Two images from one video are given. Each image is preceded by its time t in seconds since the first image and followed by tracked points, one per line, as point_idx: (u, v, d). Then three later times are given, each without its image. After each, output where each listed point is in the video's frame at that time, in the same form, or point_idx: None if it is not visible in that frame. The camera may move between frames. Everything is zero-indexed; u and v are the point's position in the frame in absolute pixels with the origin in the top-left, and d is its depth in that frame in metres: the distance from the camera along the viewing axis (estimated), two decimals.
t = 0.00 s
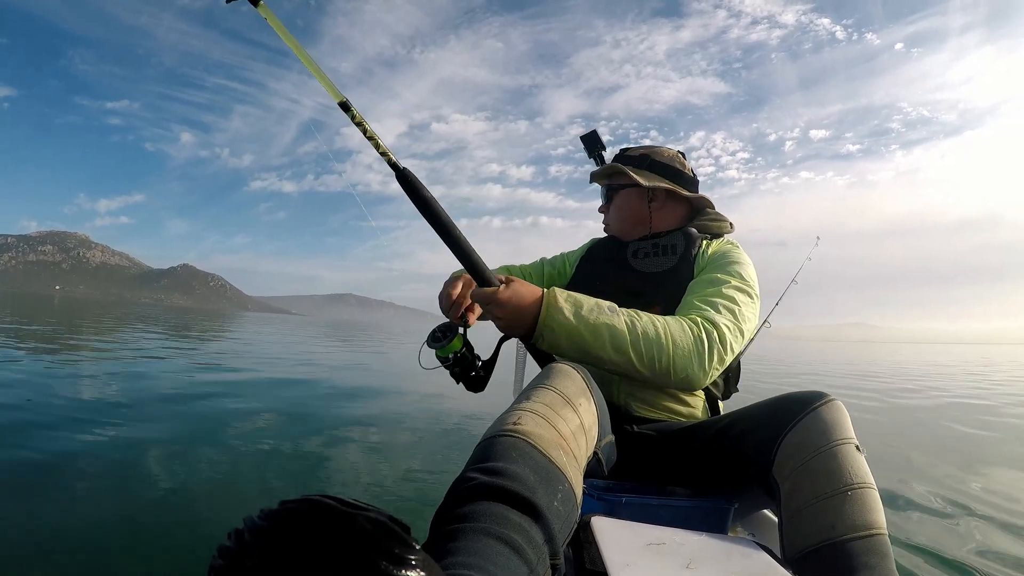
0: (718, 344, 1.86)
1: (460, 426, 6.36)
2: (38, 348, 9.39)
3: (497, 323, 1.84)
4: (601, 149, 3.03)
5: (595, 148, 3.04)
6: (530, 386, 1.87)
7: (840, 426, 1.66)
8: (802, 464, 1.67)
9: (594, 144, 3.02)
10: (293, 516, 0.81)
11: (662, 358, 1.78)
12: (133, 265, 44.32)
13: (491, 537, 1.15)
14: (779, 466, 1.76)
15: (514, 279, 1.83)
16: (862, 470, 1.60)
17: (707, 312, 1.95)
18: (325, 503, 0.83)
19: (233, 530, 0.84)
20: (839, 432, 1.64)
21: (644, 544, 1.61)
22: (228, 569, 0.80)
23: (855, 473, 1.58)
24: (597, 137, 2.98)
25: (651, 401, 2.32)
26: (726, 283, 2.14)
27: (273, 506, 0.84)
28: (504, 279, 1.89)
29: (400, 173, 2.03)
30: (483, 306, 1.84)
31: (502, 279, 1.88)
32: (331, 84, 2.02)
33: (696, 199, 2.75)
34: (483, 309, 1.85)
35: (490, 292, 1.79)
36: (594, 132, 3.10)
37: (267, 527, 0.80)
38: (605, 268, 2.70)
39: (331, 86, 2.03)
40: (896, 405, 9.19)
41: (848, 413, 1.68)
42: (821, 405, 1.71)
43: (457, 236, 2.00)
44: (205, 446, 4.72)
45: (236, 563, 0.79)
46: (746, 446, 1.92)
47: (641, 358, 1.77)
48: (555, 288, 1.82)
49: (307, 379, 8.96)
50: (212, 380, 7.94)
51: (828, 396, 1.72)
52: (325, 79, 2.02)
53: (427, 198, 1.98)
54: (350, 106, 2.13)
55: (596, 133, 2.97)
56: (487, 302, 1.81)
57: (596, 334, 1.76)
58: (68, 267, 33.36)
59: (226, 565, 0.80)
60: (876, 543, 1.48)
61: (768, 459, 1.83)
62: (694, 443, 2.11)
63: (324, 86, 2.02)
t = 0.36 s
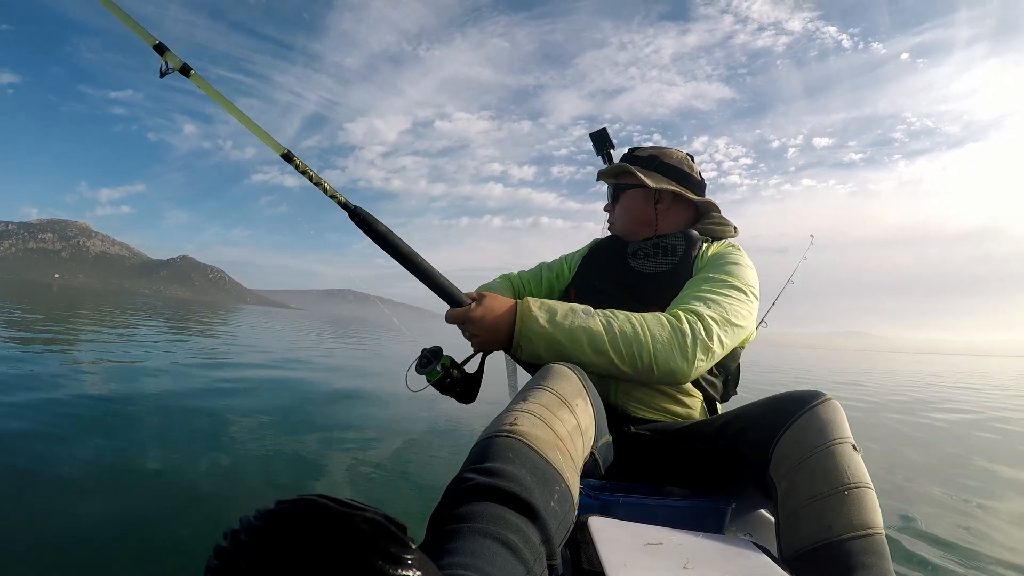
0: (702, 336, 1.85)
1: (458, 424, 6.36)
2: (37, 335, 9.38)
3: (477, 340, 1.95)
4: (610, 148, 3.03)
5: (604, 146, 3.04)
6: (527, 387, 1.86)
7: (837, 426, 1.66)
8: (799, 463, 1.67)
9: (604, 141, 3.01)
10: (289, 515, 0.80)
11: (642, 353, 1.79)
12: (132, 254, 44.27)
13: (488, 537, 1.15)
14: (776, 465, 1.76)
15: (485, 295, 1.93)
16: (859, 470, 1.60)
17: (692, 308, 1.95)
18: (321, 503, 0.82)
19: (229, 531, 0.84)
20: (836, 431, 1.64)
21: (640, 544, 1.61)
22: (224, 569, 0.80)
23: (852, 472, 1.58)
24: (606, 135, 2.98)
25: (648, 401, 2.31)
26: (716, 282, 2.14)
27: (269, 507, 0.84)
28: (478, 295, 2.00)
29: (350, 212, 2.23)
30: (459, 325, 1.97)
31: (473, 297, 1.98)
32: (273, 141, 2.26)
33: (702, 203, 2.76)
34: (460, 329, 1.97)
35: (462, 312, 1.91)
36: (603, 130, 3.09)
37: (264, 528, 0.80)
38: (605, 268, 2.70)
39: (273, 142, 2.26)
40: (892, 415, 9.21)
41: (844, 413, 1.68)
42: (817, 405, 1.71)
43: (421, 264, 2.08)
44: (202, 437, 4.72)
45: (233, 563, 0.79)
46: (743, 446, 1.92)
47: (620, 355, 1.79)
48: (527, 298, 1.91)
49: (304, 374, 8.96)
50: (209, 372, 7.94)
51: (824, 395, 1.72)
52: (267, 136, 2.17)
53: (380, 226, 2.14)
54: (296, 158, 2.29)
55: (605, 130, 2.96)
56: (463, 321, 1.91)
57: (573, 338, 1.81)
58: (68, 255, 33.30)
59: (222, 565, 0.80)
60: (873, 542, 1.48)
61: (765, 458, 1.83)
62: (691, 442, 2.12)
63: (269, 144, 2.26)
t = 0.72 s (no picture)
0: (717, 343, 1.86)
1: (458, 424, 6.35)
2: (38, 334, 9.40)
3: (495, 332, 1.88)
4: (609, 147, 3.03)
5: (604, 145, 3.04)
6: (526, 387, 1.86)
7: (836, 425, 1.65)
8: (798, 462, 1.67)
9: (604, 140, 3.01)
10: (287, 513, 0.80)
11: (659, 357, 1.78)
12: (133, 253, 44.31)
13: (487, 536, 1.14)
14: (775, 465, 1.76)
15: (508, 288, 1.86)
16: (858, 469, 1.59)
17: (706, 313, 1.95)
18: (320, 502, 0.82)
19: (228, 528, 0.84)
20: (835, 430, 1.64)
21: (640, 543, 1.61)
22: (222, 567, 0.79)
23: (852, 471, 1.58)
24: (607, 135, 2.98)
25: (649, 400, 2.32)
26: (724, 284, 2.14)
27: (268, 505, 0.84)
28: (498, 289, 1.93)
29: (382, 198, 2.17)
30: (478, 316, 1.88)
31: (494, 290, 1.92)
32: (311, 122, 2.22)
33: (702, 203, 2.76)
34: (478, 320, 1.88)
35: (483, 303, 1.83)
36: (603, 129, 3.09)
37: (262, 526, 0.80)
38: (607, 267, 2.70)
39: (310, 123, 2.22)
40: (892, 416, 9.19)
41: (843, 412, 1.67)
42: (816, 404, 1.70)
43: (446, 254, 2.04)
44: (202, 436, 4.72)
45: (231, 562, 0.79)
46: (741, 445, 1.93)
47: (638, 358, 1.78)
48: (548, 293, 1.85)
49: (304, 373, 8.96)
50: (209, 371, 7.93)
51: (824, 394, 1.71)
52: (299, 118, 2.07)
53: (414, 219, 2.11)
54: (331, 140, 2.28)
55: (606, 130, 2.96)
56: (483, 314, 1.85)
57: (593, 337, 1.78)
58: (68, 254, 33.32)
59: (220, 564, 0.80)
60: (872, 542, 1.48)
61: (764, 457, 1.83)
62: (690, 441, 2.11)
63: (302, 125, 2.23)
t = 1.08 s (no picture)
0: (753, 357, 1.89)
1: (456, 424, 6.36)
2: (35, 334, 9.39)
3: (548, 315, 1.81)
4: (599, 148, 3.02)
5: (595, 146, 3.03)
6: (530, 386, 1.87)
7: (838, 425, 1.66)
8: (800, 462, 1.67)
9: (594, 143, 3.01)
10: (290, 513, 0.80)
11: (706, 364, 1.77)
12: (131, 254, 44.31)
13: (489, 536, 1.14)
14: (776, 465, 1.76)
15: (572, 273, 1.80)
16: (859, 469, 1.60)
17: (743, 322, 1.97)
18: (321, 502, 0.82)
19: (230, 529, 0.84)
20: (837, 431, 1.64)
21: (640, 543, 1.61)
22: (225, 567, 0.79)
23: (853, 472, 1.58)
24: (596, 136, 2.97)
25: (651, 401, 2.34)
26: (740, 289, 2.14)
27: (270, 505, 0.84)
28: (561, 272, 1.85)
29: (497, 143, 1.90)
30: (535, 294, 1.79)
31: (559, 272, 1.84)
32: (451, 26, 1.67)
33: (694, 201, 2.75)
34: (534, 298, 1.80)
35: (549, 283, 1.75)
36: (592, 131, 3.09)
37: (264, 527, 0.80)
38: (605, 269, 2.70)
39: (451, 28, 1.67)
40: (890, 415, 9.20)
41: (845, 412, 1.68)
42: (818, 404, 1.71)
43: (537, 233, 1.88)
44: (200, 437, 4.72)
45: (234, 562, 0.79)
46: (743, 446, 1.93)
47: (689, 362, 1.76)
48: (610, 288, 1.81)
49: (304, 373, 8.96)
50: (209, 371, 7.93)
51: (825, 394, 1.72)
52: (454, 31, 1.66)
53: (528, 197, 1.91)
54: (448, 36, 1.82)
55: (595, 131, 2.95)
56: (544, 293, 1.76)
57: (649, 337, 1.75)
58: (67, 254, 33.32)
59: (223, 564, 0.80)
60: (874, 542, 1.48)
61: (765, 458, 1.83)
62: (692, 442, 2.12)
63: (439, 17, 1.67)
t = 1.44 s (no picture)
0: (761, 360, 1.90)
1: (456, 424, 6.36)
2: (35, 340, 9.39)
3: (567, 323, 1.78)
4: (595, 148, 3.01)
5: (589, 145, 3.02)
6: (532, 385, 1.86)
7: (839, 426, 1.65)
8: (800, 462, 1.67)
9: (589, 143, 3.00)
10: (290, 513, 0.80)
11: (718, 369, 1.78)
12: (129, 259, 44.29)
13: (490, 536, 1.14)
14: (777, 465, 1.75)
15: (592, 283, 1.77)
16: (860, 470, 1.59)
17: (750, 322, 1.97)
18: (321, 502, 0.81)
19: (231, 529, 0.83)
20: (838, 431, 1.64)
21: (642, 543, 1.60)
22: (226, 568, 0.79)
23: (854, 472, 1.58)
24: (591, 136, 2.97)
25: (653, 401, 2.33)
26: (748, 289, 2.14)
27: (271, 506, 0.83)
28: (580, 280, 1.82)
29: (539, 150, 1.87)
30: (552, 304, 1.78)
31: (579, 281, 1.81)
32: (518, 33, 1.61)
33: (691, 200, 2.75)
34: (552, 308, 1.78)
35: (569, 293, 1.72)
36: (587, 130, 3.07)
37: (265, 527, 0.79)
38: (605, 269, 2.69)
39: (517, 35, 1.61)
40: (890, 411, 9.22)
41: (847, 413, 1.67)
42: (820, 405, 1.70)
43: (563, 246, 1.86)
44: (201, 441, 4.71)
45: (234, 563, 0.78)
46: (744, 446, 1.92)
47: (702, 368, 1.76)
48: (626, 292, 1.79)
49: (304, 375, 8.97)
50: (209, 375, 7.93)
51: (826, 395, 1.71)
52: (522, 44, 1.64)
53: (561, 211, 1.89)
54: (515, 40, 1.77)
55: (590, 131, 2.94)
56: (565, 303, 1.73)
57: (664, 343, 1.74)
58: (66, 259, 33.32)
59: (224, 565, 0.79)
60: (875, 542, 1.47)
61: (765, 458, 1.82)
62: (693, 442, 2.11)
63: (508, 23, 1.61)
